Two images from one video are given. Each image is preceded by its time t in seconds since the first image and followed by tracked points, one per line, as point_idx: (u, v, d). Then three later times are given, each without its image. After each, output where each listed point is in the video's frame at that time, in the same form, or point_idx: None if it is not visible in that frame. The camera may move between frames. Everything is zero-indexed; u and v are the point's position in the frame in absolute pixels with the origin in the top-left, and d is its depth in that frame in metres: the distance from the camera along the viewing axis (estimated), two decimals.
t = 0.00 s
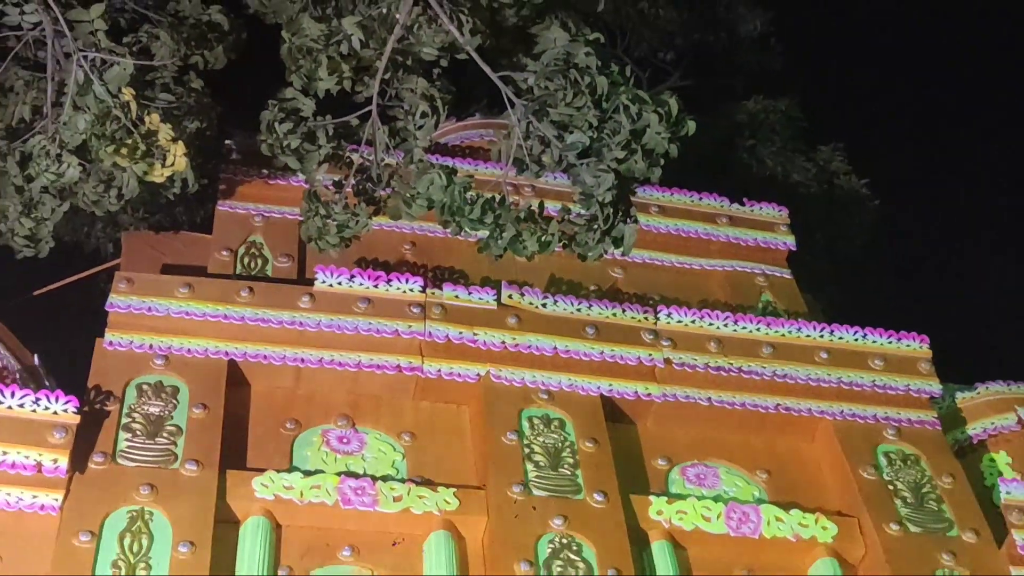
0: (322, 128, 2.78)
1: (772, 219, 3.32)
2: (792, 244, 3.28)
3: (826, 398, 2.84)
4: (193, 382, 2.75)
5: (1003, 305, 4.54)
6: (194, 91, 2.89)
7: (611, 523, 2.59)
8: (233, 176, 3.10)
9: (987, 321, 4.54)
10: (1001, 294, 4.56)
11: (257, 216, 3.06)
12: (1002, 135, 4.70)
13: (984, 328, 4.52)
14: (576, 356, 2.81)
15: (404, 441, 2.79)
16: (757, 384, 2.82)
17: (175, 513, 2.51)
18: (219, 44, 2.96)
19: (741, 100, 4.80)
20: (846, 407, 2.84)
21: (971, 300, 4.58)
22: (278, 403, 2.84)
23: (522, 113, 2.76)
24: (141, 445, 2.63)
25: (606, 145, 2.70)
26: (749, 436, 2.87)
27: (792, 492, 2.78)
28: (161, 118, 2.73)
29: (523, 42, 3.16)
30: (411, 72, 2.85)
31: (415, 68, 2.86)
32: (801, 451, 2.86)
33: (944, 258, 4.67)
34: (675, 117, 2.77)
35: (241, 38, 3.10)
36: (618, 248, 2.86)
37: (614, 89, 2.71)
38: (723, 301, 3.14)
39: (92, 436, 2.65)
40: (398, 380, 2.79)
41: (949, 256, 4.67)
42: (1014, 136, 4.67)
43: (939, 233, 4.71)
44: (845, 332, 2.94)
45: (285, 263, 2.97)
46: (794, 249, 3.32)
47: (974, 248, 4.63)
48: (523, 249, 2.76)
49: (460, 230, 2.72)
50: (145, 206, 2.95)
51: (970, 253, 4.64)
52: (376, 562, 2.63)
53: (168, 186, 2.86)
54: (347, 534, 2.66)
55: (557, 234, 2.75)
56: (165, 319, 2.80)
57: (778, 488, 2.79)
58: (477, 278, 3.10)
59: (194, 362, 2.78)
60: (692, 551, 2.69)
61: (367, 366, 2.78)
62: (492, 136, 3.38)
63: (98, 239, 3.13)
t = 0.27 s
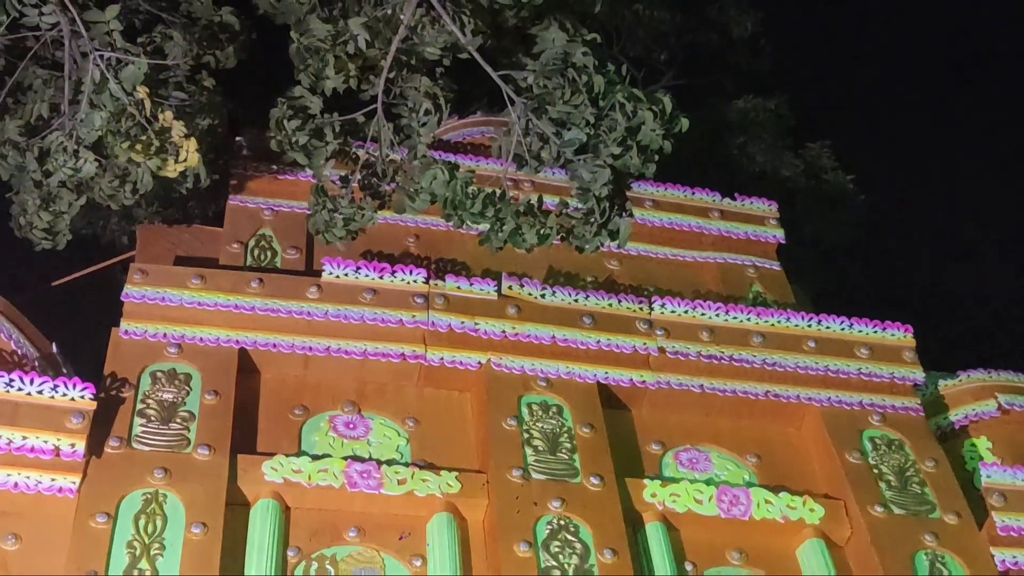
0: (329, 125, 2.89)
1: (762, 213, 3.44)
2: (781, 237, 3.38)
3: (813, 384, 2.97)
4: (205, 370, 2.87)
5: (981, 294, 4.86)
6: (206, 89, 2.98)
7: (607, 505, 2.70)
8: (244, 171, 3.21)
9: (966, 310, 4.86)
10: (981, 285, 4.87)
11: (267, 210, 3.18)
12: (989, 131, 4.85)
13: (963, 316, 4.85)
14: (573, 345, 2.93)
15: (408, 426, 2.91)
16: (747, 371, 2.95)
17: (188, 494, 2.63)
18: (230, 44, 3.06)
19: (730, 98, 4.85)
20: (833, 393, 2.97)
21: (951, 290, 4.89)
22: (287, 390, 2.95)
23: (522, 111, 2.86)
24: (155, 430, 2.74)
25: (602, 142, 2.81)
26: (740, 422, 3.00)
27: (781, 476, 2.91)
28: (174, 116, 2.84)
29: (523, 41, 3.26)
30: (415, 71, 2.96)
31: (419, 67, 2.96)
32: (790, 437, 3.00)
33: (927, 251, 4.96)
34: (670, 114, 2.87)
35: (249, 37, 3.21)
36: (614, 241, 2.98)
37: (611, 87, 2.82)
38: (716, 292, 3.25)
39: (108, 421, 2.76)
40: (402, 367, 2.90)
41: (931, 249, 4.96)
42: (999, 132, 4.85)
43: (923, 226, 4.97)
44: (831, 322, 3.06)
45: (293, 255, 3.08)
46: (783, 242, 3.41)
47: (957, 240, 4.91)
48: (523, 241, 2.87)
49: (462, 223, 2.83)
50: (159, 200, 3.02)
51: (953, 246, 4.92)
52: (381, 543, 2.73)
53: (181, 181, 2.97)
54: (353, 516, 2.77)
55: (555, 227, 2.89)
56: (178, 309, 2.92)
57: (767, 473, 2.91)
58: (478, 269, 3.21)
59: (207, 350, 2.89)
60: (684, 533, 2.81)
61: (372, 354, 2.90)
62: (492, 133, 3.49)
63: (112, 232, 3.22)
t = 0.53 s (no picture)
0: (335, 121, 3.01)
1: (751, 206, 3.56)
2: (771, 229, 3.50)
3: (801, 371, 3.12)
4: (216, 356, 2.98)
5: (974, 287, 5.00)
6: (216, 86, 3.10)
7: (602, 485, 2.82)
8: (254, 166, 3.35)
9: (958, 301, 5.04)
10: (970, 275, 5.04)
11: (275, 203, 3.30)
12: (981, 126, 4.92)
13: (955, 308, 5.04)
14: (570, 333, 3.07)
15: (411, 411, 3.03)
16: (736, 357, 3.09)
17: (200, 476, 2.74)
18: (240, 44, 3.20)
19: (722, 96, 5.00)
20: (818, 379, 3.11)
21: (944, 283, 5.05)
22: (295, 376, 3.07)
23: (521, 107, 2.98)
24: (168, 414, 2.85)
25: (598, 137, 2.92)
26: (730, 407, 3.13)
27: (769, 458, 3.04)
28: (186, 112, 2.96)
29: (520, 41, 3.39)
30: (418, 69, 3.06)
31: (422, 65, 3.06)
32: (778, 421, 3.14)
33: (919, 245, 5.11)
34: (663, 111, 2.99)
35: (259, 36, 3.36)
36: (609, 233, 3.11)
37: (606, 85, 2.93)
38: (707, 282, 3.38)
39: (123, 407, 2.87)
40: (405, 354, 3.02)
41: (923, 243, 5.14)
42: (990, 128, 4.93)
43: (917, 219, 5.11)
44: (818, 311, 3.22)
45: (301, 247, 3.21)
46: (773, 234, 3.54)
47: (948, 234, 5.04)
48: (521, 233, 2.99)
49: (463, 216, 2.95)
50: (172, 193, 3.17)
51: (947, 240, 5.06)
52: (385, 523, 2.85)
53: (192, 175, 3.10)
54: (358, 497, 2.88)
55: (552, 220, 3.00)
56: (190, 298, 3.04)
57: (756, 456, 3.04)
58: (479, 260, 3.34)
59: (217, 338, 3.01)
60: (677, 513, 2.94)
61: (377, 342, 3.02)
62: (493, 129, 3.60)
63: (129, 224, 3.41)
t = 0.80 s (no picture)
0: (340, 120, 3.11)
1: (740, 201, 3.69)
2: (759, 224, 3.64)
3: (788, 360, 3.26)
4: (226, 346, 3.10)
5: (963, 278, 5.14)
6: (226, 86, 3.24)
7: (596, 470, 2.95)
8: (262, 163, 3.47)
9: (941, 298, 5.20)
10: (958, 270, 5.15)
11: (282, 199, 3.43)
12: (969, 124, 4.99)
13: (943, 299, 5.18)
14: (566, 323, 3.21)
15: (413, 399, 3.15)
16: (725, 347, 3.24)
17: (210, 461, 2.85)
18: (248, 45, 3.37)
19: (714, 96, 5.10)
20: (804, 367, 3.25)
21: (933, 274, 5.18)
22: (302, 365, 3.19)
23: (519, 106, 3.10)
24: (179, 402, 2.97)
25: (592, 135, 3.04)
26: (720, 395, 3.26)
27: (757, 444, 3.18)
28: (196, 111, 3.06)
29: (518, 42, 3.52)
30: (420, 69, 3.19)
31: (423, 66, 3.20)
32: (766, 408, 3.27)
33: (909, 240, 5.22)
34: (654, 110, 3.12)
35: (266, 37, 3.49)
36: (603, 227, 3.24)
37: (601, 84, 3.04)
38: (698, 275, 3.51)
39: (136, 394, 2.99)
40: (407, 344, 3.15)
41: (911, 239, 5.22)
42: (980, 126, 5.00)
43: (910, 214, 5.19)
44: (805, 301, 3.38)
45: (307, 241, 3.33)
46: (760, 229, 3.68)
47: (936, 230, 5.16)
48: (519, 227, 3.12)
49: (463, 211, 3.09)
50: (183, 189, 3.26)
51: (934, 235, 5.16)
52: (388, 506, 2.96)
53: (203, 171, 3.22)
54: (362, 482, 3.00)
55: (549, 214, 3.13)
56: (200, 290, 3.16)
57: (744, 441, 3.18)
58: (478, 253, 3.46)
59: (227, 328, 3.13)
60: (669, 497, 3.06)
61: (380, 332, 3.15)
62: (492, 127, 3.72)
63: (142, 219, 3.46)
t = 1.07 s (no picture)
0: (346, 119, 3.24)
1: (730, 197, 3.88)
2: (747, 219, 3.84)
3: (775, 349, 3.43)
4: (237, 336, 3.24)
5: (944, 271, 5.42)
6: (236, 87, 3.38)
7: (591, 454, 3.09)
8: (272, 161, 3.63)
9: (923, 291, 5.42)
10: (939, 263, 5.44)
11: (291, 195, 3.59)
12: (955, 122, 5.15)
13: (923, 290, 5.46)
14: (563, 314, 3.38)
15: (417, 386, 3.30)
16: (715, 337, 3.41)
17: (222, 446, 2.97)
18: (258, 48, 3.51)
19: (703, 96, 5.28)
20: (789, 356, 3.43)
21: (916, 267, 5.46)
22: (310, 353, 3.33)
23: (517, 106, 3.23)
24: (192, 389, 3.09)
25: (588, 134, 3.17)
26: (710, 382, 3.43)
27: (744, 429, 3.33)
28: (208, 110, 3.21)
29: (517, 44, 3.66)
30: (422, 70, 3.33)
31: (425, 67, 3.33)
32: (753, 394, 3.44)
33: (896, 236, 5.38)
34: (647, 109, 3.25)
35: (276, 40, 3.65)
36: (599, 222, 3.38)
37: (596, 85, 3.18)
38: (689, 268, 3.68)
39: (152, 381, 3.10)
40: (410, 334, 3.30)
41: (899, 233, 5.44)
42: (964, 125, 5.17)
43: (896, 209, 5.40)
44: (791, 293, 3.56)
45: (315, 235, 3.49)
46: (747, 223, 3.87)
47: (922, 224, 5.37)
48: (518, 222, 3.29)
49: (464, 207, 3.22)
50: (196, 184, 3.39)
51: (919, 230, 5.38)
52: (393, 489, 3.10)
53: (215, 169, 3.36)
54: (368, 465, 3.14)
55: (546, 210, 3.30)
56: (212, 282, 3.30)
57: (732, 427, 3.34)
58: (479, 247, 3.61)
59: (238, 318, 3.27)
60: (661, 481, 3.21)
61: (385, 322, 3.30)
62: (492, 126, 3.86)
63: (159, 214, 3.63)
